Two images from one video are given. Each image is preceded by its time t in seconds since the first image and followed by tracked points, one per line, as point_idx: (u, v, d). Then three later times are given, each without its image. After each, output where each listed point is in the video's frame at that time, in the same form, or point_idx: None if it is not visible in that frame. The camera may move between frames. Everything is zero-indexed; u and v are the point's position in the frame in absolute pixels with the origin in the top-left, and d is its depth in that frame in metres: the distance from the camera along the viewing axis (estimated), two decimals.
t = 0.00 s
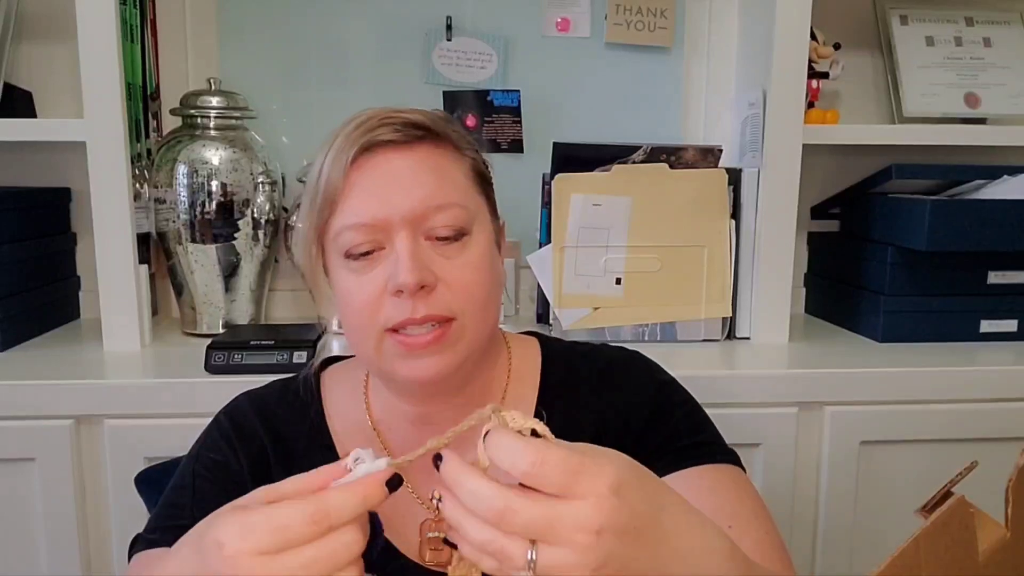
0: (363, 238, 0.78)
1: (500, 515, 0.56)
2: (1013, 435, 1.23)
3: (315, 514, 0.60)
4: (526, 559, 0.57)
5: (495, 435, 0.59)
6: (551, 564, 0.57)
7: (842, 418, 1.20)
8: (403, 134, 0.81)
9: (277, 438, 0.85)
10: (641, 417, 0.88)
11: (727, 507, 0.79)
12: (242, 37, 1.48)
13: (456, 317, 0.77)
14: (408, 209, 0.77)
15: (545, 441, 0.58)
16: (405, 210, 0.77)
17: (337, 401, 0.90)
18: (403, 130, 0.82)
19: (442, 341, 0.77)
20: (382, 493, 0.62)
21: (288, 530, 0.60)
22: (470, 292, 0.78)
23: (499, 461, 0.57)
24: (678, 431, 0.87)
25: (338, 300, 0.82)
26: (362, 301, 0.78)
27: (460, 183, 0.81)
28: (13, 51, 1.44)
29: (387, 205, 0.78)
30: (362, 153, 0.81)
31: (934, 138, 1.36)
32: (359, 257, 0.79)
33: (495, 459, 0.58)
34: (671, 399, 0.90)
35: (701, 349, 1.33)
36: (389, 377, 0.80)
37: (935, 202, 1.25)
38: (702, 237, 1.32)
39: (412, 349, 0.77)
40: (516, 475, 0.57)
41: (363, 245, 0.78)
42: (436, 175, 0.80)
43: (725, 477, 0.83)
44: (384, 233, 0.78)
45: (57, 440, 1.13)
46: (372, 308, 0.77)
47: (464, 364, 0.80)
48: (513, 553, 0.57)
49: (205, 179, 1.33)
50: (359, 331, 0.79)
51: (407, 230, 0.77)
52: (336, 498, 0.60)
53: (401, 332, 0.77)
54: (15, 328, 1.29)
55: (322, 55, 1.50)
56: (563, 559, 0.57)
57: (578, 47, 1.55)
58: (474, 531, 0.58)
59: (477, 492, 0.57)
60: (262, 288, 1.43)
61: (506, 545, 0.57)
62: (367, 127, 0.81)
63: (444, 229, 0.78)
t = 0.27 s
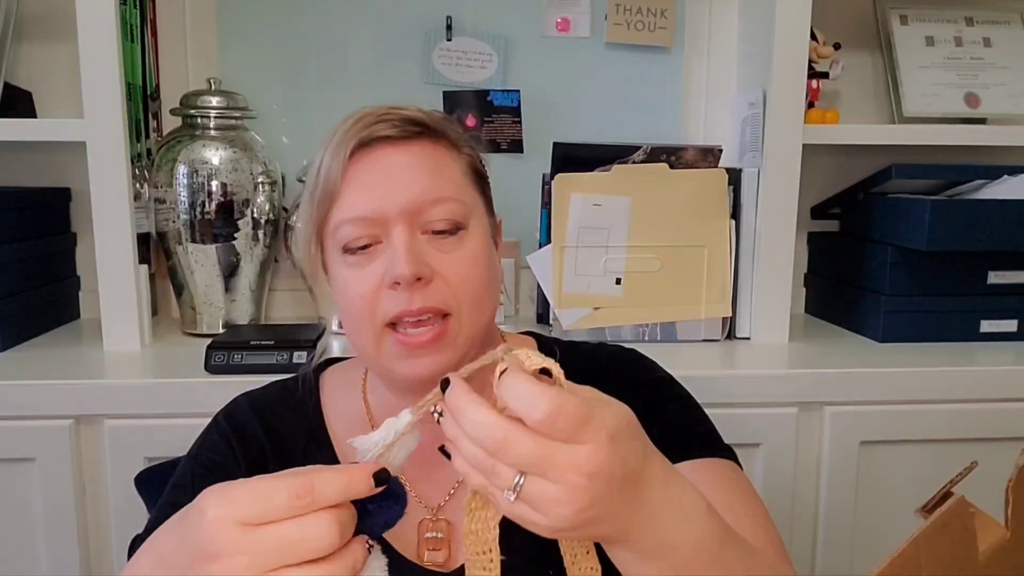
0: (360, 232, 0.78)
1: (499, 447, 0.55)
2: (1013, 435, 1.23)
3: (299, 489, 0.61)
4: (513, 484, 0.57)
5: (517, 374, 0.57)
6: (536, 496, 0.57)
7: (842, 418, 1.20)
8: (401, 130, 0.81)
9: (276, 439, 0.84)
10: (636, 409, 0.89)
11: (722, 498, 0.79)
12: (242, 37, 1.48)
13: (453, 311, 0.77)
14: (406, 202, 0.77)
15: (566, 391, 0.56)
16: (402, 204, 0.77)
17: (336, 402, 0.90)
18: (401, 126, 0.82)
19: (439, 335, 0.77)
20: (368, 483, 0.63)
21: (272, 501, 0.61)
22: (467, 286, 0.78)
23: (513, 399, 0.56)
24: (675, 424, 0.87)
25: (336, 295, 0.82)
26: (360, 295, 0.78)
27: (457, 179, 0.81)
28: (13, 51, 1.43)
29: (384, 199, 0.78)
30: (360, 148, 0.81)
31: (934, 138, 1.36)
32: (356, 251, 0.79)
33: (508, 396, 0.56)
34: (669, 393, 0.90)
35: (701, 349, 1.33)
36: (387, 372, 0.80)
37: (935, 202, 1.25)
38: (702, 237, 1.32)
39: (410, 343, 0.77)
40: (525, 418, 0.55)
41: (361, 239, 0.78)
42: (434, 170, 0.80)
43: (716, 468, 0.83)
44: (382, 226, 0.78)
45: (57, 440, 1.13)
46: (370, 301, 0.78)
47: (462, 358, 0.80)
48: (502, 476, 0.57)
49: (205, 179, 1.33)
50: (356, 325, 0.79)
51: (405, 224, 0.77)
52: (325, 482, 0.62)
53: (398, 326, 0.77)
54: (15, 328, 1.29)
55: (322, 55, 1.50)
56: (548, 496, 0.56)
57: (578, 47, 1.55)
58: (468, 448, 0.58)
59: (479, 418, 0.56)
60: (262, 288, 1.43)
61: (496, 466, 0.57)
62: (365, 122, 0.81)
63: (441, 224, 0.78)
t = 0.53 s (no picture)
0: (356, 226, 0.78)
1: (511, 409, 0.51)
2: (1014, 435, 1.23)
3: (285, 468, 0.61)
4: (518, 445, 0.53)
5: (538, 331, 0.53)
6: (542, 456, 0.53)
7: (843, 418, 1.20)
8: (397, 126, 0.81)
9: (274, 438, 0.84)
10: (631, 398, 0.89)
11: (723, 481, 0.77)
12: (242, 37, 1.48)
13: (449, 307, 0.77)
14: (400, 197, 0.77)
15: (586, 347, 0.52)
16: (397, 200, 0.77)
17: (333, 399, 0.90)
18: (397, 122, 0.82)
19: (435, 330, 0.77)
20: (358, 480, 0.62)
21: (257, 467, 0.62)
22: (463, 281, 0.78)
23: (530, 357, 0.51)
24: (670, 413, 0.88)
25: (334, 292, 0.82)
26: (357, 291, 0.78)
27: (453, 176, 0.81)
28: (13, 51, 1.43)
29: (380, 194, 0.77)
30: (355, 145, 0.81)
31: (935, 138, 1.36)
32: (353, 246, 0.79)
33: (525, 354, 0.52)
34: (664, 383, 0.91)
35: (701, 349, 1.33)
36: (384, 367, 0.80)
37: (936, 201, 1.24)
38: (702, 237, 1.32)
39: (406, 338, 0.77)
40: (545, 377, 0.51)
41: (357, 234, 0.78)
42: (429, 166, 0.80)
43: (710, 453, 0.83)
44: (377, 222, 0.77)
45: (56, 440, 1.13)
46: (366, 297, 0.78)
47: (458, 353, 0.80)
48: (505, 436, 0.53)
49: (205, 179, 1.33)
50: (353, 320, 0.79)
51: (400, 219, 0.77)
52: (317, 465, 0.62)
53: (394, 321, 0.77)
54: (15, 328, 1.29)
55: (322, 55, 1.50)
56: (556, 458, 0.52)
57: (578, 47, 1.54)
58: (469, 409, 0.53)
59: (489, 378, 0.51)
60: (262, 288, 1.43)
61: (500, 427, 0.53)
62: (361, 120, 0.81)
63: (437, 219, 0.78)
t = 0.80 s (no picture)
0: (352, 225, 0.78)
1: (515, 389, 0.50)
2: (1014, 435, 1.23)
3: (270, 436, 0.61)
4: (514, 423, 0.52)
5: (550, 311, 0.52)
6: (538, 436, 0.52)
7: (843, 418, 1.20)
8: (392, 126, 0.81)
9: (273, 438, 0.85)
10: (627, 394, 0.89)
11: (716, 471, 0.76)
12: (241, 37, 1.48)
13: (444, 306, 0.77)
14: (396, 196, 0.77)
15: (594, 331, 0.52)
16: (392, 199, 0.77)
17: (331, 399, 0.89)
18: (393, 122, 0.82)
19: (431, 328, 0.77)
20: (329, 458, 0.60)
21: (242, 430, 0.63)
22: (459, 279, 0.78)
23: (540, 338, 0.50)
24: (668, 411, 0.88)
25: (331, 291, 0.82)
26: (353, 291, 0.78)
27: (449, 175, 0.81)
28: (13, 51, 1.43)
29: (375, 193, 0.77)
30: (351, 145, 0.81)
31: (935, 138, 1.36)
32: (349, 245, 0.79)
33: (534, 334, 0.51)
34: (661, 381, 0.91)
35: (701, 349, 1.32)
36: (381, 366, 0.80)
37: (936, 201, 1.24)
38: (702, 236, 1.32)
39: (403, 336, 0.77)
40: (554, 358, 0.50)
41: (353, 233, 0.78)
42: (424, 164, 0.80)
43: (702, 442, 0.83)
44: (372, 221, 0.77)
45: (56, 440, 1.13)
46: (363, 296, 0.78)
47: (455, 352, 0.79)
48: (502, 414, 0.52)
49: (205, 179, 1.33)
50: (351, 320, 0.80)
51: (395, 218, 0.77)
52: (295, 434, 0.61)
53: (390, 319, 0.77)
54: (15, 328, 1.29)
55: (322, 55, 1.50)
56: (552, 438, 0.52)
57: (578, 47, 1.54)
58: (469, 387, 0.52)
59: (496, 357, 0.50)
60: (262, 288, 1.43)
61: (498, 404, 0.52)
62: (356, 120, 0.81)
63: (432, 218, 0.78)
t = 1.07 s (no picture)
0: (350, 225, 0.78)
1: (509, 341, 0.49)
2: (1014, 435, 1.23)
3: (234, 426, 0.62)
4: (506, 376, 0.52)
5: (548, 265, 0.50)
6: (529, 391, 0.51)
7: (843, 419, 1.20)
8: (390, 126, 0.81)
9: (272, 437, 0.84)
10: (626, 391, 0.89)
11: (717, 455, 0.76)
12: (241, 37, 1.48)
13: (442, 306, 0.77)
14: (393, 196, 0.77)
15: (589, 285, 0.50)
16: (390, 199, 0.77)
17: (331, 401, 0.89)
18: (391, 122, 0.82)
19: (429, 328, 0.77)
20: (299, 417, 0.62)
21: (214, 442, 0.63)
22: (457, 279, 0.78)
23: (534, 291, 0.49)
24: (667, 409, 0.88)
25: (331, 293, 0.82)
26: (352, 291, 0.78)
27: (448, 176, 0.81)
28: (13, 51, 1.43)
29: (373, 193, 0.77)
30: (349, 145, 0.81)
31: (935, 138, 1.36)
32: (347, 245, 0.79)
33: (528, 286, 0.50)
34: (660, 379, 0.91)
35: (701, 349, 1.32)
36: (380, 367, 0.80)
37: (936, 201, 1.24)
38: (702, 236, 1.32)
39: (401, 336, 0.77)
40: (546, 312, 0.48)
41: (350, 232, 0.78)
42: (422, 164, 0.79)
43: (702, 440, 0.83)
44: (370, 221, 0.77)
45: (56, 441, 1.13)
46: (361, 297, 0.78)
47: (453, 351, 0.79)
48: (494, 365, 0.52)
49: (205, 179, 1.33)
50: (350, 320, 0.80)
51: (393, 218, 0.77)
52: (257, 412, 0.62)
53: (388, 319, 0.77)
54: (15, 328, 1.29)
55: (322, 55, 1.50)
56: (544, 393, 0.51)
57: (577, 46, 1.54)
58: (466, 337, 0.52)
59: (485, 307, 0.49)
60: (262, 288, 1.43)
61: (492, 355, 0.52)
62: (354, 120, 0.81)
63: (430, 218, 0.78)
